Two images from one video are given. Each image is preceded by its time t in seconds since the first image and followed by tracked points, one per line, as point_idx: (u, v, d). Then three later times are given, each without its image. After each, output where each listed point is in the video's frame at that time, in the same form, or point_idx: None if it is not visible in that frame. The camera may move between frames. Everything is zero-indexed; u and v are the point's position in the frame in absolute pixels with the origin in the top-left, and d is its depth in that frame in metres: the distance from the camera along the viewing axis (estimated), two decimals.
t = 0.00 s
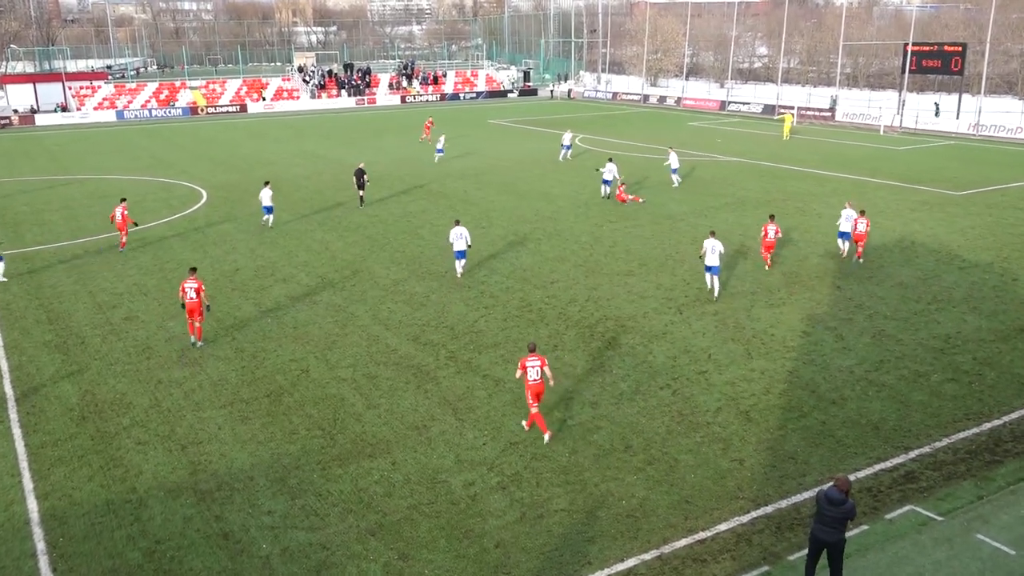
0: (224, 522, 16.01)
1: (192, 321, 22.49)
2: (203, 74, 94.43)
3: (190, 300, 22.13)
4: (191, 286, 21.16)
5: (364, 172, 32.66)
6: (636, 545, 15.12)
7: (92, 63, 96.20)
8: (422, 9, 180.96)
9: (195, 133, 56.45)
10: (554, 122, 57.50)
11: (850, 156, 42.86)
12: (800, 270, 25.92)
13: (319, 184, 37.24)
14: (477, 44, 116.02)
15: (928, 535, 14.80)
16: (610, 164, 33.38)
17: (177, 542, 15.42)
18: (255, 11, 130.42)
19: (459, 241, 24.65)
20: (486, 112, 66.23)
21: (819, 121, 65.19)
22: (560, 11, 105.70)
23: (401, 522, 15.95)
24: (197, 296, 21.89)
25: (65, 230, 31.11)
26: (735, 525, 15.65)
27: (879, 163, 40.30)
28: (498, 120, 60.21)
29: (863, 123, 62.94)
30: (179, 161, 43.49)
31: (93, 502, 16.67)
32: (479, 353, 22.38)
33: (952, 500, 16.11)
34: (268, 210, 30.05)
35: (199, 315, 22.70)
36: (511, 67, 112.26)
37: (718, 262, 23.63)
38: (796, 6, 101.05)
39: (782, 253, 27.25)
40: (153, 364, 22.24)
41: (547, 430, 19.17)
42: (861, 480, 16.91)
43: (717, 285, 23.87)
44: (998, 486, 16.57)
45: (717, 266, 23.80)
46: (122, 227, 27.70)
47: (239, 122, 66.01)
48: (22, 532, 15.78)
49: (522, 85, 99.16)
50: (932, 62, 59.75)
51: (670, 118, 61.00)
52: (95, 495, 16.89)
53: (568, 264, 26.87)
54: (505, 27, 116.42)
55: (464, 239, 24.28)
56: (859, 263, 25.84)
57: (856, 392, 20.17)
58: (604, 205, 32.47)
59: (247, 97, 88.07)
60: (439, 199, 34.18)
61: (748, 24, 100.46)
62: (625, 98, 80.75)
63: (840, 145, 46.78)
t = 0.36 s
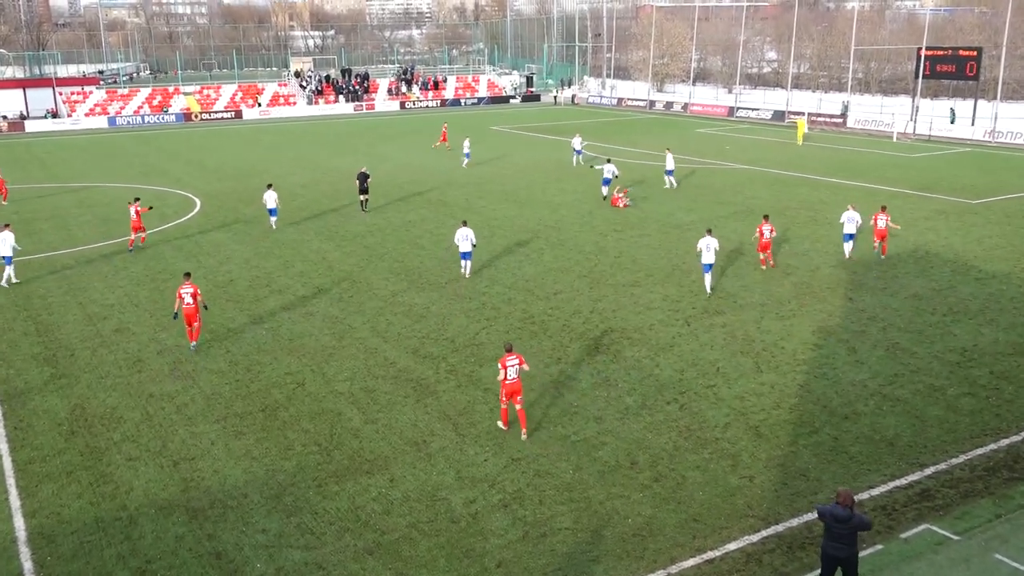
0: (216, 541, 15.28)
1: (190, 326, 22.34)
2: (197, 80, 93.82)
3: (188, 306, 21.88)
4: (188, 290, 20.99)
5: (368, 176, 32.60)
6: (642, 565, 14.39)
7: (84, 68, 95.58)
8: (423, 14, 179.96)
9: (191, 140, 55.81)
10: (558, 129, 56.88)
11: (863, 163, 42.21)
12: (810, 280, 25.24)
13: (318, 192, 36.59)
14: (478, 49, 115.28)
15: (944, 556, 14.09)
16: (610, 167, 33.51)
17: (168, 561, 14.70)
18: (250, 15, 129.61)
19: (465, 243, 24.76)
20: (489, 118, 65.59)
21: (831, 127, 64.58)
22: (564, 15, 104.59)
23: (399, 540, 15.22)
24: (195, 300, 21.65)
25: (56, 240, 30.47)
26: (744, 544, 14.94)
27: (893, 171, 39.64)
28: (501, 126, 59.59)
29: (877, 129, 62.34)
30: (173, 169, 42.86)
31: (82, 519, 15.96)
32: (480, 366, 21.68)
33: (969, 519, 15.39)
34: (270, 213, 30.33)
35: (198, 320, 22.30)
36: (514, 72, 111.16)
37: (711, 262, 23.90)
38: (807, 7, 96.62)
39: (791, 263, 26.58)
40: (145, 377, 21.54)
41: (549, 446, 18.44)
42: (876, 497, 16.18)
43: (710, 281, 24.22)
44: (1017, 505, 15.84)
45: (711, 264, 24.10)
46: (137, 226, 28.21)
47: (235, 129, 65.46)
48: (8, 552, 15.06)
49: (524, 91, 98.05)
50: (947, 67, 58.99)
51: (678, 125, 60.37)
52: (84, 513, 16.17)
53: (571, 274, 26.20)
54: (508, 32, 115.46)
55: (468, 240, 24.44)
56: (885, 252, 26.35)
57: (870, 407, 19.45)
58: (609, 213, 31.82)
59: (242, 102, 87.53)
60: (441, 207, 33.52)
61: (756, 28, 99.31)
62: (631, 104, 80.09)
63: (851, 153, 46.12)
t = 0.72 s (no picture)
0: (208, 562, 14.59)
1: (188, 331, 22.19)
2: (190, 86, 93.00)
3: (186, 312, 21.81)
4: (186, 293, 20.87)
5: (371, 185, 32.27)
6: None
7: (75, 73, 94.76)
8: (424, 17, 178.67)
9: (186, 148, 55.13)
10: (563, 136, 56.21)
11: (875, 172, 41.54)
12: (819, 291, 24.58)
13: (315, 201, 35.92)
14: (479, 54, 114.85)
15: None
16: (610, 172, 33.76)
17: None
18: (244, 18, 128.49)
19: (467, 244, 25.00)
20: (491, 126, 64.86)
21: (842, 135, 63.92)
22: (568, 20, 103.63)
23: (398, 561, 14.52)
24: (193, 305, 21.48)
25: (46, 250, 29.80)
26: (753, 565, 14.25)
27: (905, 180, 38.96)
28: (504, 133, 58.93)
29: (889, 136, 61.68)
30: (168, 177, 42.19)
31: (70, 539, 15.26)
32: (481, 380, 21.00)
33: (986, 539, 14.69)
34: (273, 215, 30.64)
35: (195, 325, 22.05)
36: (516, 78, 110.17)
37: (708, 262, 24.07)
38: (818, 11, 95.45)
39: (800, 273, 25.94)
40: (135, 392, 20.84)
41: (553, 462, 17.74)
42: (890, 516, 15.49)
43: (708, 281, 24.40)
44: None
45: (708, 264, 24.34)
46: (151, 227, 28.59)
47: (231, 137, 64.84)
48: None
49: (526, 97, 97.12)
50: (961, 72, 58.02)
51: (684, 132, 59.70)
52: (72, 532, 15.48)
53: (574, 285, 25.55)
54: (509, 36, 114.43)
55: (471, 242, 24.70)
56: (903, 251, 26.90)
57: (883, 422, 18.76)
58: (613, 223, 31.16)
59: (237, 108, 86.64)
60: (442, 217, 32.86)
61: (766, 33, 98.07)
62: (636, 111, 79.31)
63: (861, 161, 45.43)
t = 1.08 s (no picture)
0: None
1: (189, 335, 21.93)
2: (185, 91, 92.21)
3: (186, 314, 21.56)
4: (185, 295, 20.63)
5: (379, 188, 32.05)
6: None
7: (65, 78, 94.28)
8: (425, 19, 177.67)
9: (182, 154, 54.49)
10: (569, 142, 55.50)
11: (890, 178, 40.77)
12: (831, 302, 23.90)
13: (313, 209, 35.26)
14: (481, 57, 114.13)
15: None
16: (613, 177, 33.51)
17: None
18: (239, 20, 127.43)
19: (467, 247, 25.21)
20: (495, 131, 64.09)
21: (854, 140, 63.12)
22: (572, 23, 102.37)
23: None
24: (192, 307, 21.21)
25: (36, 258, 29.15)
26: None
27: (920, 187, 38.20)
28: (508, 139, 58.24)
29: (904, 141, 60.85)
30: (163, 184, 41.53)
31: (57, 557, 14.57)
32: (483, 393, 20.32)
33: (1007, 558, 13.99)
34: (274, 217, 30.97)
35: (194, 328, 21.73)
36: (519, 82, 109.08)
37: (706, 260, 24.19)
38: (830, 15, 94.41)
39: (810, 283, 25.27)
40: (126, 405, 20.13)
41: (556, 478, 17.03)
42: (905, 534, 14.80)
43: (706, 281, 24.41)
44: None
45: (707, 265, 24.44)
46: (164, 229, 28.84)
47: (229, 142, 64.22)
48: None
49: (530, 102, 96.16)
50: (978, 76, 57.54)
51: (693, 138, 58.99)
52: (59, 550, 14.78)
53: (578, 295, 24.88)
54: (513, 40, 113.43)
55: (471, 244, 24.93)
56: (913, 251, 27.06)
57: (898, 437, 18.07)
58: (618, 231, 30.45)
59: (232, 113, 86.09)
60: (443, 226, 32.17)
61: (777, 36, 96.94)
62: (643, 116, 78.48)
63: (873, 167, 44.69)
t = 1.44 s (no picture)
0: None
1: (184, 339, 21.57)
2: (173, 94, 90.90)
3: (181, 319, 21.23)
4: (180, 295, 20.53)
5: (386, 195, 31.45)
6: None
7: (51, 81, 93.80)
8: (420, 21, 176.42)
9: (174, 159, 53.72)
10: (570, 147, 54.78)
11: (900, 185, 40.11)
12: (838, 310, 23.27)
13: (308, 216, 34.58)
14: (479, 61, 113.26)
15: None
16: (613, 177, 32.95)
17: None
18: (231, 23, 126.59)
19: (464, 249, 25.18)
20: (494, 137, 63.30)
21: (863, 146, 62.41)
22: (572, 25, 101.09)
23: None
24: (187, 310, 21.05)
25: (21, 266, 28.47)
26: None
27: (931, 193, 37.54)
28: (509, 144, 57.49)
29: (913, 147, 60.07)
30: (154, 191, 40.83)
31: None
32: (481, 405, 19.70)
33: None
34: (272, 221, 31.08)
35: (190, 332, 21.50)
36: (518, 85, 107.97)
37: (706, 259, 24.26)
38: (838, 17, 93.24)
39: (817, 292, 24.63)
40: (112, 419, 19.44)
41: (556, 494, 16.37)
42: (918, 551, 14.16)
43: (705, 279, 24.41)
44: None
45: (706, 263, 24.48)
46: (174, 232, 28.99)
47: (221, 146, 63.43)
48: None
49: (528, 105, 95.07)
50: (990, 79, 56.84)
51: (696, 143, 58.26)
52: (41, 570, 14.10)
53: (578, 304, 24.23)
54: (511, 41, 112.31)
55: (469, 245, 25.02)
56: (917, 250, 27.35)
57: (909, 451, 17.42)
58: (619, 238, 29.76)
59: (222, 118, 84.78)
60: (442, 233, 31.49)
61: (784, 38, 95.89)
62: (645, 121, 77.51)
63: (881, 173, 44.05)
